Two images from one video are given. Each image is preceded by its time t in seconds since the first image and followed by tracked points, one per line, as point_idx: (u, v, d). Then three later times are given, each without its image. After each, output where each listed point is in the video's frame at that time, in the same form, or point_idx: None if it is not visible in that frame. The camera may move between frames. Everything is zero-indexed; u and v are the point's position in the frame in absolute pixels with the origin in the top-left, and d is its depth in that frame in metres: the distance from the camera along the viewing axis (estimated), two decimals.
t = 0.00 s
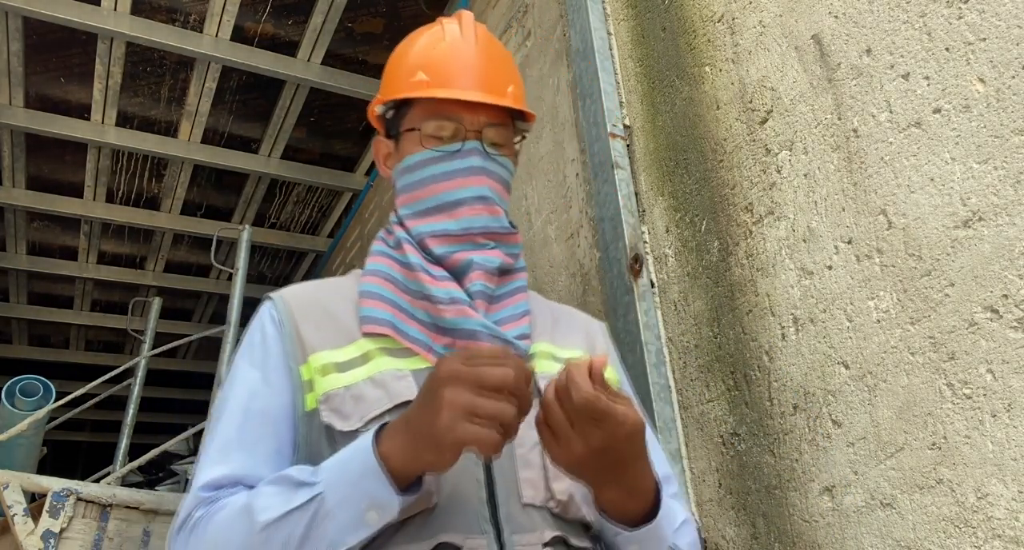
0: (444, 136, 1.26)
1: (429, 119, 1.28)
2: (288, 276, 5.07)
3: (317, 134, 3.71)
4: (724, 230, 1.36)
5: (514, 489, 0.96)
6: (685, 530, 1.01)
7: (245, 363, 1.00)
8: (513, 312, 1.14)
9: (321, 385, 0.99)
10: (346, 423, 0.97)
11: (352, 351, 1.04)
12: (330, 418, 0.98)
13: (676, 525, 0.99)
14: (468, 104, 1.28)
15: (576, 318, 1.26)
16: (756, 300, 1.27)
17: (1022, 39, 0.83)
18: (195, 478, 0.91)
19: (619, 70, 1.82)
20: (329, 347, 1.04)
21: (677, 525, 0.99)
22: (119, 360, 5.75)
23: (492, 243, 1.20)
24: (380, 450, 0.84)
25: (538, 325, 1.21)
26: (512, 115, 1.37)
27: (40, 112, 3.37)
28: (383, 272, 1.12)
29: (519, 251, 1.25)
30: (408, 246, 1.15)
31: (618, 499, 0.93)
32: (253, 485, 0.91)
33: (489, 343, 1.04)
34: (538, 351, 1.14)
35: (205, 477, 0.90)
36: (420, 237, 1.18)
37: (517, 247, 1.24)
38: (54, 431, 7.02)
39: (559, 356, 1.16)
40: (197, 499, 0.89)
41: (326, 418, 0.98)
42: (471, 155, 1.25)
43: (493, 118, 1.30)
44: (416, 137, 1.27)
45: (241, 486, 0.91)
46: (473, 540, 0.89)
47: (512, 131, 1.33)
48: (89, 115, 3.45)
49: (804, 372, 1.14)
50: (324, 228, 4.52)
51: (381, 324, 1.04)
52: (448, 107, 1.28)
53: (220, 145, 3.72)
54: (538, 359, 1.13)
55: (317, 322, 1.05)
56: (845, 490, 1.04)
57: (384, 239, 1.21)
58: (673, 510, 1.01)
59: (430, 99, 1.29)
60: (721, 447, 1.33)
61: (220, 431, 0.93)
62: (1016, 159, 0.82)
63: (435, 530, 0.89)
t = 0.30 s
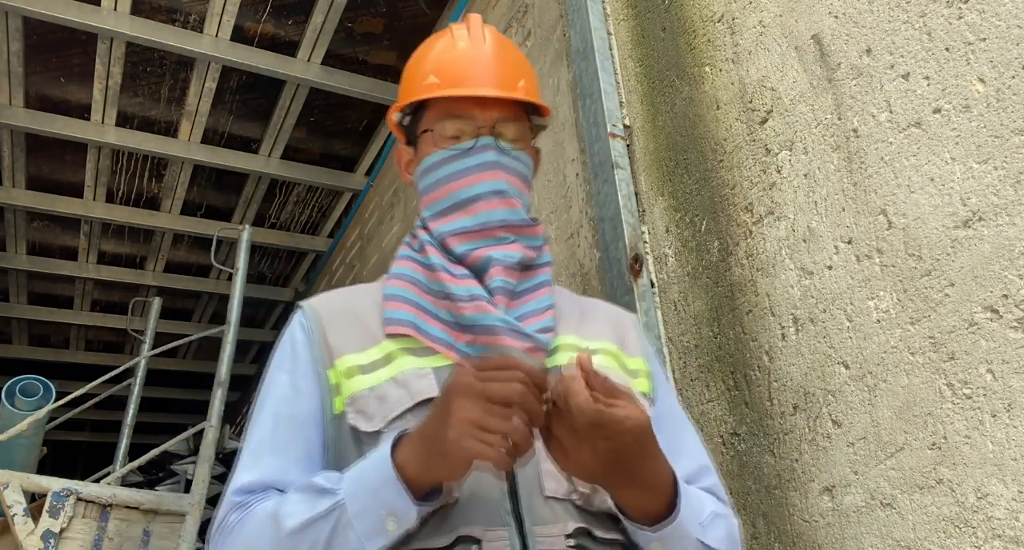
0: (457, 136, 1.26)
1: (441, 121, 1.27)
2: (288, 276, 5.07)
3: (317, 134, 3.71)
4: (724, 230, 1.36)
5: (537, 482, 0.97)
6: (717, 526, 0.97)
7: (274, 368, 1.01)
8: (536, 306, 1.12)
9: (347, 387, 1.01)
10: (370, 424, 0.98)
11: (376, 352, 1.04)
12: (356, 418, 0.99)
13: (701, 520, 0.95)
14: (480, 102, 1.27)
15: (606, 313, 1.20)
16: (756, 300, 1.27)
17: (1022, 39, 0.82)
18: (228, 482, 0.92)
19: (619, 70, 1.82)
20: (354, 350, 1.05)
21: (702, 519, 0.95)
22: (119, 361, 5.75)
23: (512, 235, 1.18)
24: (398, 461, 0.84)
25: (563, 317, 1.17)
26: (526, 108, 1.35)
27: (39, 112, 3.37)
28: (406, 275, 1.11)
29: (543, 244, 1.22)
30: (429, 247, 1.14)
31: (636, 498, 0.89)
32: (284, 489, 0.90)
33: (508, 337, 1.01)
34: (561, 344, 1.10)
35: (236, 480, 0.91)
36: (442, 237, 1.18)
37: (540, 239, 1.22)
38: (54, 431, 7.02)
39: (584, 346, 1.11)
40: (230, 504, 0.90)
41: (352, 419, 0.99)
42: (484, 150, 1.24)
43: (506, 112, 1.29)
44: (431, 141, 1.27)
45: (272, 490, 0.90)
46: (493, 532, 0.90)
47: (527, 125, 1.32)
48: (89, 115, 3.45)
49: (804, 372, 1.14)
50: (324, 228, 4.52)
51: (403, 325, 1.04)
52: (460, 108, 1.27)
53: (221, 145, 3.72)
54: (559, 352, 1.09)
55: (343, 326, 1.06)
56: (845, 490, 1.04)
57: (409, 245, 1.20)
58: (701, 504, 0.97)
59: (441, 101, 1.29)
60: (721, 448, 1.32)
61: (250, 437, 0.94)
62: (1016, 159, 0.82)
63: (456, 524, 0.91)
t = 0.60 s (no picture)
0: (478, 126, 1.31)
1: (460, 116, 1.33)
2: (288, 276, 5.07)
3: (318, 134, 3.72)
4: (724, 230, 1.36)
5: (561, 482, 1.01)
6: (744, 530, 0.96)
7: (306, 386, 1.08)
8: (560, 298, 1.13)
9: (375, 394, 1.05)
10: (396, 430, 1.03)
11: (400, 359, 1.08)
12: (383, 425, 1.03)
13: (725, 526, 0.94)
14: (495, 94, 1.34)
15: (636, 304, 1.19)
16: (756, 300, 1.27)
17: (1022, 39, 0.82)
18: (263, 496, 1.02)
19: (619, 70, 1.82)
20: (379, 357, 1.09)
21: (725, 525, 0.94)
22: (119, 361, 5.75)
23: (534, 218, 1.21)
24: (398, 491, 0.90)
25: (589, 311, 1.17)
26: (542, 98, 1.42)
27: (39, 112, 3.37)
28: (430, 280, 1.15)
29: (569, 234, 1.24)
30: (452, 248, 1.18)
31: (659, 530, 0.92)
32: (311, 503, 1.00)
33: (528, 330, 1.04)
34: (588, 340, 1.11)
35: (268, 495, 1.01)
36: (468, 229, 1.22)
37: (564, 226, 1.23)
38: (54, 431, 7.02)
39: (610, 342, 1.11)
40: (262, 518, 0.99)
41: (379, 426, 1.03)
42: (503, 138, 1.28)
43: (521, 102, 1.36)
44: (451, 136, 1.33)
45: (300, 504, 1.00)
46: (515, 532, 0.95)
47: (543, 114, 1.38)
48: (89, 115, 3.45)
49: (804, 372, 1.14)
50: (324, 228, 4.52)
51: (425, 329, 1.07)
52: (478, 100, 1.33)
53: (221, 145, 3.73)
54: (584, 348, 1.10)
55: (370, 334, 1.11)
56: (845, 490, 1.04)
57: (434, 247, 1.23)
58: (724, 509, 0.96)
59: (459, 94, 1.35)
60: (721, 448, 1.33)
61: (281, 453, 1.03)
62: (1016, 159, 0.82)
63: (478, 525, 0.97)
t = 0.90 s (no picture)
0: (488, 127, 1.32)
1: (470, 118, 1.34)
2: (288, 276, 5.07)
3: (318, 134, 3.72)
4: (724, 230, 1.36)
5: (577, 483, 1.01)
6: (766, 523, 0.94)
7: (331, 396, 1.12)
8: (575, 294, 1.12)
9: (396, 400, 1.08)
10: (416, 434, 1.04)
11: (419, 365, 1.10)
12: (404, 430, 1.05)
13: (744, 518, 0.93)
14: (503, 94, 1.35)
15: (657, 297, 1.17)
16: (756, 300, 1.27)
17: (1022, 39, 0.82)
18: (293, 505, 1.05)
19: (619, 70, 1.82)
20: (400, 364, 1.11)
21: (745, 518, 0.93)
22: (119, 361, 5.75)
23: (545, 213, 1.21)
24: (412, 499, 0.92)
25: (607, 307, 1.16)
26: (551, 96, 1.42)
27: (39, 112, 3.37)
28: (447, 283, 1.16)
29: (584, 228, 1.23)
30: (468, 250, 1.19)
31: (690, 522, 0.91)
32: (339, 510, 1.02)
33: (540, 326, 1.04)
34: (604, 337, 1.10)
35: (297, 503, 1.04)
36: (483, 230, 1.23)
37: (578, 220, 1.22)
38: (54, 431, 7.02)
39: (629, 339, 1.10)
40: (293, 526, 1.02)
41: (400, 431, 1.06)
42: (512, 137, 1.29)
43: (529, 100, 1.36)
44: (463, 139, 1.34)
45: (329, 511, 1.02)
46: (529, 532, 0.96)
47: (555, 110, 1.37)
48: (89, 115, 3.45)
49: (804, 372, 1.14)
50: (324, 228, 4.52)
51: (441, 332, 1.08)
52: (487, 101, 1.35)
53: (222, 145, 3.73)
54: (601, 345, 1.09)
55: (390, 340, 1.14)
56: (845, 490, 1.04)
57: (452, 252, 1.25)
58: (743, 502, 0.94)
59: (468, 97, 1.37)
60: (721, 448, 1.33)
61: (310, 461, 1.06)
62: (1016, 159, 0.82)
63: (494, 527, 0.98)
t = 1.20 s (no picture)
0: (487, 127, 1.32)
1: (470, 117, 1.35)
2: (288, 276, 5.07)
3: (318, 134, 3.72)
4: (725, 230, 1.36)
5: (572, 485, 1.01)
6: (764, 522, 0.94)
7: (334, 397, 1.13)
8: (574, 292, 1.12)
9: (395, 401, 1.08)
10: (414, 434, 1.05)
11: (419, 365, 1.11)
12: (403, 431, 1.06)
13: (742, 518, 0.93)
14: (502, 94, 1.35)
15: (658, 295, 1.17)
16: (756, 300, 1.27)
17: (1022, 39, 0.82)
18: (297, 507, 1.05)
19: (619, 70, 1.82)
20: (401, 365, 1.12)
21: (742, 516, 0.93)
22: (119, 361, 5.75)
23: (543, 211, 1.21)
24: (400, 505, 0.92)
25: (608, 306, 1.16)
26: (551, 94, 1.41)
27: (39, 112, 3.37)
28: (447, 283, 1.17)
29: (585, 225, 1.22)
30: (467, 250, 1.19)
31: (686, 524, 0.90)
32: (341, 511, 1.02)
33: (534, 324, 1.04)
34: (603, 336, 1.11)
35: (301, 503, 1.03)
36: (483, 230, 1.23)
37: (579, 217, 1.22)
38: (54, 431, 7.02)
39: (627, 338, 1.10)
40: (297, 527, 1.02)
41: (399, 432, 1.06)
42: (511, 136, 1.29)
43: (527, 99, 1.36)
44: (463, 139, 1.35)
45: (331, 511, 1.02)
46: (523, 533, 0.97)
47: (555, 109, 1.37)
48: (89, 115, 3.45)
49: (804, 372, 1.14)
50: (324, 228, 4.52)
51: (439, 332, 1.09)
52: (486, 101, 1.35)
53: (222, 145, 3.73)
54: (599, 344, 1.09)
55: (391, 342, 1.15)
56: (845, 490, 1.04)
57: (454, 252, 1.25)
58: (741, 501, 0.94)
59: (468, 97, 1.37)
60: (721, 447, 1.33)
61: (313, 463, 1.07)
62: (1016, 159, 0.82)
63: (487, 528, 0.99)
